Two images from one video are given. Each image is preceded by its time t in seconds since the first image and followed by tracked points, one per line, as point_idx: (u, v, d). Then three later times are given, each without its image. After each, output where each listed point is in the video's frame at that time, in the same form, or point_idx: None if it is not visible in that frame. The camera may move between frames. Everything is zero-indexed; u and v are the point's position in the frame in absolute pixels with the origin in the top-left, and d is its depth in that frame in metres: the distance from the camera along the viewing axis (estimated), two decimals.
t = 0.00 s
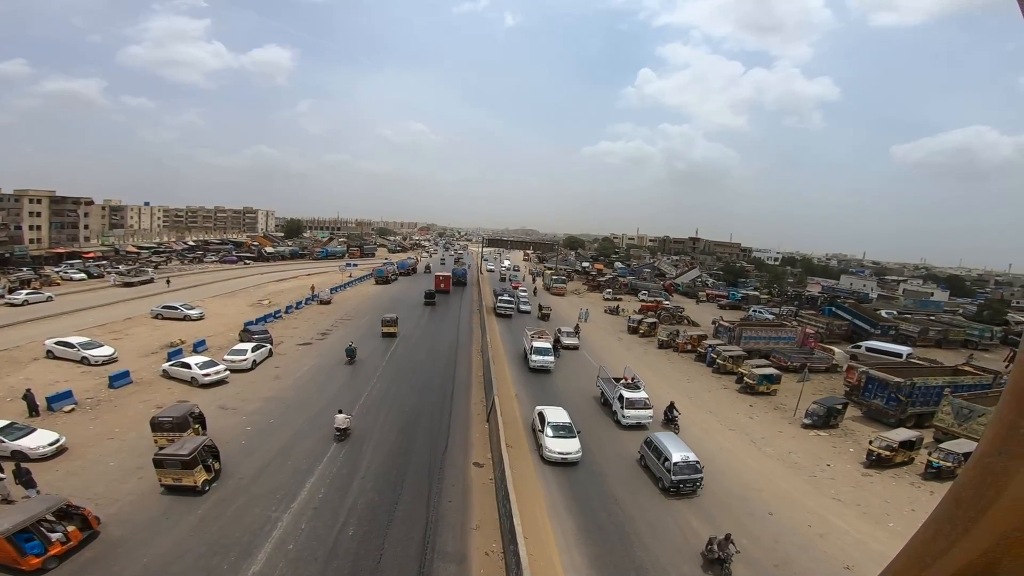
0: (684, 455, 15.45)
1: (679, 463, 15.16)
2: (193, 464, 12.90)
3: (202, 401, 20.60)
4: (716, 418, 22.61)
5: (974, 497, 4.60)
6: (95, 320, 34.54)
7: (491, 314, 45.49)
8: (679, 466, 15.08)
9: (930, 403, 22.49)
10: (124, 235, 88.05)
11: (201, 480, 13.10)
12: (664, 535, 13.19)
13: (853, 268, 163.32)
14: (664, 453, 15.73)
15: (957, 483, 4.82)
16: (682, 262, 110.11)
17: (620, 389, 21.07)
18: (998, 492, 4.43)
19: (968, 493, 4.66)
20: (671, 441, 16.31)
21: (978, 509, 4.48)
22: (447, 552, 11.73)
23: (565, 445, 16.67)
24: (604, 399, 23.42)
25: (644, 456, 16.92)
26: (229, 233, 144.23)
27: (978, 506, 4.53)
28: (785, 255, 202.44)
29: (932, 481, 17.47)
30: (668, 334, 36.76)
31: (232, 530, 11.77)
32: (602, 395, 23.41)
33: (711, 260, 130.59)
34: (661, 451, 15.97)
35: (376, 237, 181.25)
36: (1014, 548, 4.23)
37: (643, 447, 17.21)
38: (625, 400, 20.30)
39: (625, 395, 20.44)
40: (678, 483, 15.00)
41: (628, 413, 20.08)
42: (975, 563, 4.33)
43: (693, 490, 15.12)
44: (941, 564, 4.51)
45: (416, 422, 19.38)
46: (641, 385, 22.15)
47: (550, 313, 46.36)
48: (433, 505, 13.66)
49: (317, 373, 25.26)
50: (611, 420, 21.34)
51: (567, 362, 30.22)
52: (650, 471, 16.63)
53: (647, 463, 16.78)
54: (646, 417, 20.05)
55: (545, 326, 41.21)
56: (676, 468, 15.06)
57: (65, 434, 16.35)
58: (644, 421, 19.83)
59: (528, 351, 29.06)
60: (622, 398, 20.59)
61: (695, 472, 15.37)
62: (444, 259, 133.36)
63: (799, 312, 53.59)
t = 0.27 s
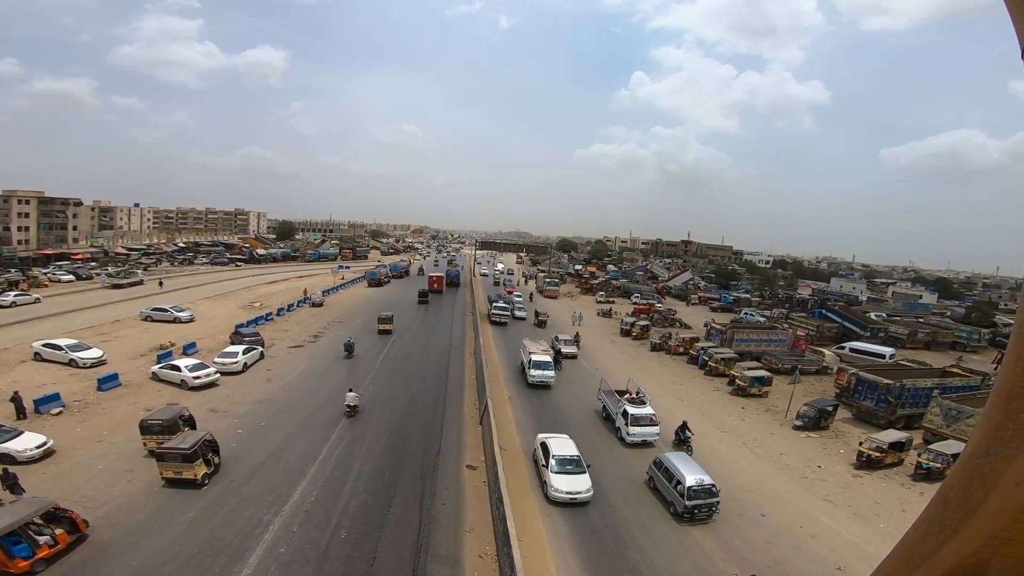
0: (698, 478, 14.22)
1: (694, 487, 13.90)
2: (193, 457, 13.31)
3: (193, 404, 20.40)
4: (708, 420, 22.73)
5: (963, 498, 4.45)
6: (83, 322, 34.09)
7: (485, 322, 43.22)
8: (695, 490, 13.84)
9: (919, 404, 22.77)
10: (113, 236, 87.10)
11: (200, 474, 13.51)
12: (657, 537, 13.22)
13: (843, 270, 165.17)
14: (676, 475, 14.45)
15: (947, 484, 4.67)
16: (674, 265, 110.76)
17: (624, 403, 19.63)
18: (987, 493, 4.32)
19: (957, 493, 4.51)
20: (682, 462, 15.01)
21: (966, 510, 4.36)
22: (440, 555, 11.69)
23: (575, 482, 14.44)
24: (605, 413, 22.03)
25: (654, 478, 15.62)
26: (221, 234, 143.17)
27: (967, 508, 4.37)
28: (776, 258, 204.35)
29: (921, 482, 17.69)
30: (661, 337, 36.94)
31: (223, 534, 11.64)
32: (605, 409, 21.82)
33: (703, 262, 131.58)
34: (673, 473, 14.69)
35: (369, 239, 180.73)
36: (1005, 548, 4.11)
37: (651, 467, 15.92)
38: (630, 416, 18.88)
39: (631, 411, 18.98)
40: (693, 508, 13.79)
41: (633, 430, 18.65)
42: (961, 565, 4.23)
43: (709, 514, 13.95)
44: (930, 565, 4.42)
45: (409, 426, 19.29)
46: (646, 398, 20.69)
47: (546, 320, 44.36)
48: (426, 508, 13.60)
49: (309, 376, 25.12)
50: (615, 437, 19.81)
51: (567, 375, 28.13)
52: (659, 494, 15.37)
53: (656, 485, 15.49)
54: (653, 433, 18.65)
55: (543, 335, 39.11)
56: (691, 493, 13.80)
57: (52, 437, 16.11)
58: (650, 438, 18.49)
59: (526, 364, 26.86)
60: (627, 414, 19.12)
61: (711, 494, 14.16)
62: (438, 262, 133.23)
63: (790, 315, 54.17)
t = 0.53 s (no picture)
0: (721, 503, 13.01)
1: (717, 514, 12.71)
2: (200, 450, 13.90)
3: (189, 407, 20.31)
4: (706, 422, 22.77)
5: (957, 497, 3.88)
6: (78, 324, 33.90)
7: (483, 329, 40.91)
8: (719, 517, 12.64)
9: (915, 405, 22.85)
10: (109, 239, 86.73)
11: (207, 467, 14.07)
12: (655, 539, 13.21)
13: (839, 272, 165.91)
14: (696, 500, 13.23)
15: (940, 482, 4.10)
16: (672, 267, 111.06)
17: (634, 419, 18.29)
18: (983, 493, 3.73)
19: (951, 491, 3.95)
20: (703, 484, 13.76)
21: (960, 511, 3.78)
22: (438, 558, 11.64)
23: (592, 529, 12.26)
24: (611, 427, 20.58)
25: (669, 500, 14.42)
26: (217, 237, 142.90)
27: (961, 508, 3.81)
28: (772, 260, 205.23)
29: (918, 482, 17.77)
30: (658, 338, 37.01)
31: (219, 537, 11.56)
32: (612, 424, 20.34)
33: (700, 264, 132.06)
34: (692, 497, 13.46)
35: (366, 242, 180.59)
36: (1007, 548, 3.44)
37: (666, 489, 14.67)
38: (641, 432, 17.51)
39: (642, 428, 17.63)
40: (716, 536, 12.63)
41: (646, 448, 17.35)
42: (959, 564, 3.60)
43: (734, 542, 12.78)
44: (928, 567, 3.78)
45: (406, 428, 19.22)
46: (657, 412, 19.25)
47: (548, 326, 42.19)
48: (424, 511, 13.55)
49: (306, 379, 25.05)
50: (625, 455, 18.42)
51: (574, 390, 25.88)
52: (676, 517, 14.18)
53: (673, 509, 14.25)
54: (666, 451, 17.36)
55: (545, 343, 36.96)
56: (713, 519, 12.62)
57: (47, 440, 16.01)
58: (663, 456, 17.19)
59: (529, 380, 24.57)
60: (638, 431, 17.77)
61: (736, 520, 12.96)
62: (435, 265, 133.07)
63: (787, 316, 54.36)
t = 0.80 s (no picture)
0: (757, 529, 11.88)
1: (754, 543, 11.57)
2: (218, 443, 14.68)
3: (196, 409, 20.44)
4: (712, 422, 22.65)
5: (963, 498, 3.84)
6: (86, 327, 34.16)
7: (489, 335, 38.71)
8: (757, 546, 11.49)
9: (923, 404, 22.65)
10: (116, 242, 87.33)
11: (225, 458, 14.84)
12: (661, 539, 13.17)
13: (846, 270, 164.74)
14: (730, 526, 12.08)
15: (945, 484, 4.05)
16: (677, 266, 110.68)
17: (653, 433, 17.01)
18: (991, 492, 3.69)
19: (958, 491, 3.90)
20: (735, 509, 12.60)
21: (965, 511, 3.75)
22: (443, 559, 11.65)
23: None
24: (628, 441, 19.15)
25: (697, 524, 13.24)
26: (223, 239, 143.77)
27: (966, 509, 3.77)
28: (778, 259, 204.04)
29: (927, 482, 17.60)
30: (663, 338, 36.87)
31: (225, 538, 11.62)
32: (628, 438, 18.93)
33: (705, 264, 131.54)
34: (724, 522, 12.32)
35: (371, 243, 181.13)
36: (1011, 551, 3.41)
37: (693, 512, 13.49)
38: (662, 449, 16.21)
39: (663, 444, 16.36)
40: (753, 567, 11.45)
41: (668, 466, 16.08)
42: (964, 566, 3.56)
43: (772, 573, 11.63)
44: (935, 566, 3.75)
45: (411, 430, 19.23)
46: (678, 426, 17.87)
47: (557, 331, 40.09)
48: (429, 512, 13.56)
49: (312, 381, 25.16)
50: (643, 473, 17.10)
51: (585, 397, 24.68)
52: (705, 543, 13.02)
53: (701, 535, 13.05)
54: (689, 468, 16.13)
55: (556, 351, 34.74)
56: (750, 548, 11.48)
57: (56, 442, 16.16)
58: (686, 474, 15.96)
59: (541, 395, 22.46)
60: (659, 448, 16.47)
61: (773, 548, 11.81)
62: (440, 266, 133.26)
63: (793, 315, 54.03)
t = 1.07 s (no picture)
0: (803, 558, 10.67)
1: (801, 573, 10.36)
2: (242, 434, 15.59)
3: (208, 409, 20.66)
4: (723, 422, 22.44)
5: (982, 498, 3.76)
6: (101, 329, 34.66)
7: (500, 340, 36.63)
8: None
9: (938, 404, 22.29)
10: (128, 244, 88.44)
11: (247, 448, 15.76)
12: (669, 539, 13.11)
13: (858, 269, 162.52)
14: (772, 556, 10.88)
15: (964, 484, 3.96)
16: (686, 265, 109.92)
17: (678, 449, 15.59)
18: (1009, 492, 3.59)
19: (975, 491, 3.82)
20: (777, 536, 11.39)
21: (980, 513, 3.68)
22: (452, 559, 11.68)
23: None
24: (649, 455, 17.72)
25: (732, 551, 12.06)
26: (234, 241, 145.29)
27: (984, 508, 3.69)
28: (789, 258, 201.86)
29: (942, 482, 17.32)
30: (673, 338, 36.64)
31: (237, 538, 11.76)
32: (650, 452, 17.56)
33: (715, 263, 130.45)
34: (765, 550, 11.11)
35: (379, 244, 182.07)
36: None
37: (727, 537, 12.32)
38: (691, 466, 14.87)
39: (689, 461, 14.94)
40: None
41: (695, 485, 14.69)
42: (983, 567, 3.47)
43: None
44: (948, 568, 3.68)
45: (420, 430, 19.30)
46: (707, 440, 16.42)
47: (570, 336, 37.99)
48: (439, 512, 13.61)
49: (322, 381, 25.36)
50: (667, 491, 15.77)
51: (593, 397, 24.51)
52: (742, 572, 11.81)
53: (739, 565, 11.79)
54: (718, 487, 14.79)
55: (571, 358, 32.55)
56: None
57: (72, 442, 16.44)
58: (716, 492, 14.70)
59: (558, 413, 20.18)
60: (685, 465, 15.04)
61: None
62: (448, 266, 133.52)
63: (805, 314, 53.42)
